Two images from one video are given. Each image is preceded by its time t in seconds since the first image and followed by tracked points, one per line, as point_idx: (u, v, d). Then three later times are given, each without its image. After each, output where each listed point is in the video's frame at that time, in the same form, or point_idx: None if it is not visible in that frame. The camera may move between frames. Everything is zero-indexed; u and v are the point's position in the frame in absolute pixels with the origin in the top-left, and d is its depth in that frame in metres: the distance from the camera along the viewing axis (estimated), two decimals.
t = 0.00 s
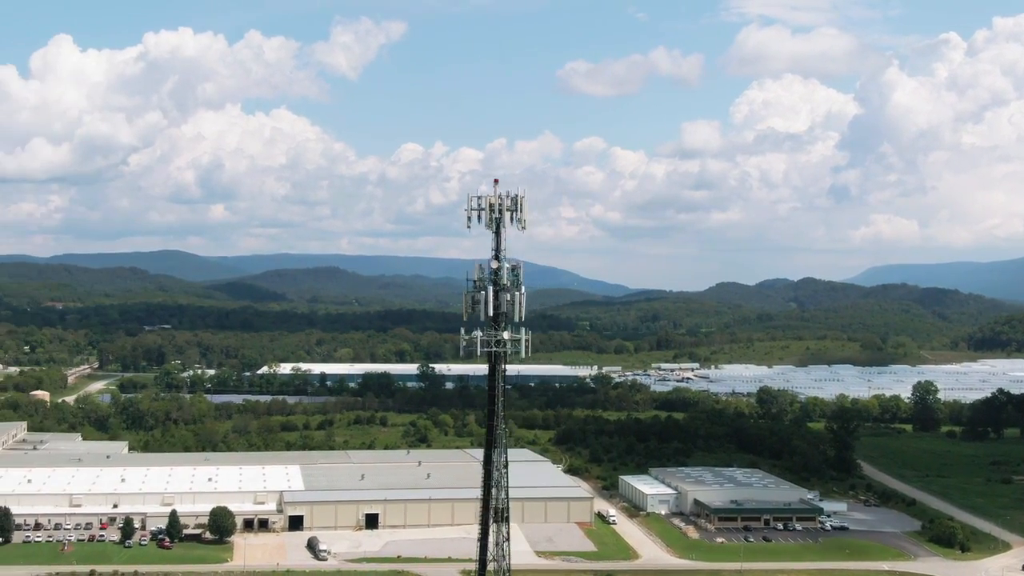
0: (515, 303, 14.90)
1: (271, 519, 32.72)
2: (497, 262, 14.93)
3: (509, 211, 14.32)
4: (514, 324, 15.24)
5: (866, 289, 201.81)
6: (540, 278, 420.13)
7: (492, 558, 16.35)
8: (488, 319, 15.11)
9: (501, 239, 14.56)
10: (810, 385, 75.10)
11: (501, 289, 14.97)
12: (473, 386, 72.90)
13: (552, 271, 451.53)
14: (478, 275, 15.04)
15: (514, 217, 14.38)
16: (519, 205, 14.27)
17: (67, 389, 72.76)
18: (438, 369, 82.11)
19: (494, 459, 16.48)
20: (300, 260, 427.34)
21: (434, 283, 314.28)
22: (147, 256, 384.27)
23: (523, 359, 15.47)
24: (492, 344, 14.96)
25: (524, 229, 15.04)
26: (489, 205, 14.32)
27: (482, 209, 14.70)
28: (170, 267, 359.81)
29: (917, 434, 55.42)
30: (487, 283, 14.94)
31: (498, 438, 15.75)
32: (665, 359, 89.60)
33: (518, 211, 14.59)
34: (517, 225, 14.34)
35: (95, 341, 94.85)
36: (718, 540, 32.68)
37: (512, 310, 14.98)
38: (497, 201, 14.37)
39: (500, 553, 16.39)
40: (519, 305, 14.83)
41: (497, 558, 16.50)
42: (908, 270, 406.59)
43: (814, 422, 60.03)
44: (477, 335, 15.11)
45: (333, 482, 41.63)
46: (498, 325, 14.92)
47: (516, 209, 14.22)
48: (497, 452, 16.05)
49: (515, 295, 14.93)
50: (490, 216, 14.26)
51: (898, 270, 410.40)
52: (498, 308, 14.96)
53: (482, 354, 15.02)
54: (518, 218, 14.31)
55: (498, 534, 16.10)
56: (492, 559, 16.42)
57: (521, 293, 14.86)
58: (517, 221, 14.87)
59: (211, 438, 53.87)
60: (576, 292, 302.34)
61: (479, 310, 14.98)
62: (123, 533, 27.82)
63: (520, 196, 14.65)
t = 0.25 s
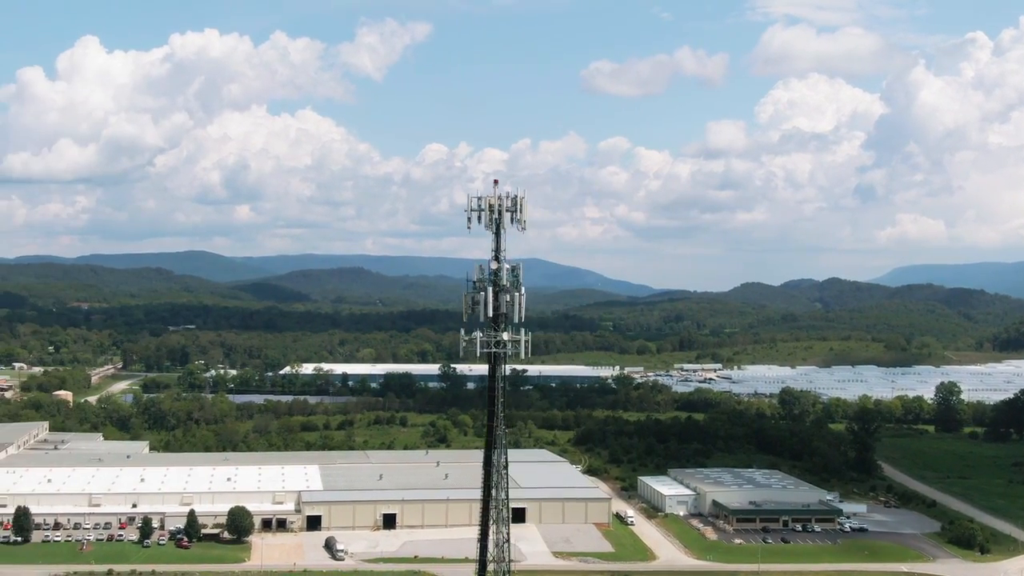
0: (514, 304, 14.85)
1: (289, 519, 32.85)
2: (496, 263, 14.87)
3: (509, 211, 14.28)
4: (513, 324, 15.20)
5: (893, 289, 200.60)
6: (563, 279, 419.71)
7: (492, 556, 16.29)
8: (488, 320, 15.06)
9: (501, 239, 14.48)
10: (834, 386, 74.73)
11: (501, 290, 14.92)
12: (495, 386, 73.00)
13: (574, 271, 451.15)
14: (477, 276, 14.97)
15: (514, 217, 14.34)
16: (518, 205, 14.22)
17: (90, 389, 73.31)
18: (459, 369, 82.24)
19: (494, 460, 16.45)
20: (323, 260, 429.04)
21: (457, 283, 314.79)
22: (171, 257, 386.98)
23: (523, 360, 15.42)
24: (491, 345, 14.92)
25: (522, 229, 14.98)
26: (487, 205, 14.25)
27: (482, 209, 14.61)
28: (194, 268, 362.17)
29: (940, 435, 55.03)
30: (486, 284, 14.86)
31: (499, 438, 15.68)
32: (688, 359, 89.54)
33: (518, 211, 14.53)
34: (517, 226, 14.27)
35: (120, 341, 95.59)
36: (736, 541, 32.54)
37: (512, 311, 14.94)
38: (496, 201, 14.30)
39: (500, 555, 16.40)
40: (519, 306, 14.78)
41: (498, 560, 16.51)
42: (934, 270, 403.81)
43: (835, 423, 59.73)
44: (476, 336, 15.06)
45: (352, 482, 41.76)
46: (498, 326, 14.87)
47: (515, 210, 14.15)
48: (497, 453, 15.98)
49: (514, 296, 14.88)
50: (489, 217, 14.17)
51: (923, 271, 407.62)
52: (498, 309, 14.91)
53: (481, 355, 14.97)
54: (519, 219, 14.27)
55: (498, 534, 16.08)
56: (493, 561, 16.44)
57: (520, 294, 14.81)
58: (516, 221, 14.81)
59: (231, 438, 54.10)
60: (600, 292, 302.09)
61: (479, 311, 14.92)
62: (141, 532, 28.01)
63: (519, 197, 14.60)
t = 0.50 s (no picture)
0: (514, 305, 14.86)
1: (307, 519, 32.96)
2: (497, 264, 14.88)
3: (510, 212, 14.29)
4: (513, 325, 15.23)
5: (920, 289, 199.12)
6: (585, 279, 419.09)
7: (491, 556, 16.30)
8: (489, 320, 15.07)
9: (501, 239, 14.48)
10: (857, 387, 74.34)
11: (501, 290, 14.92)
12: (517, 386, 73.12)
13: (596, 271, 450.44)
14: (478, 276, 14.98)
15: (515, 217, 14.37)
16: (519, 206, 14.23)
17: (114, 389, 73.78)
18: (481, 369, 82.32)
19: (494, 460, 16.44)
20: (345, 259, 430.45)
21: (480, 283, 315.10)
22: (197, 257, 389.52)
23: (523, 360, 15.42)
24: (491, 345, 14.94)
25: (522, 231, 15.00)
26: (487, 206, 14.25)
27: (483, 210, 14.63)
28: (218, 268, 364.23)
29: (962, 436, 54.53)
30: (486, 285, 14.86)
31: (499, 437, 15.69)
32: (711, 359, 89.62)
33: (518, 211, 14.54)
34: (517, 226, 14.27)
35: (144, 341, 96.21)
36: (753, 542, 32.37)
37: (512, 312, 14.95)
38: (496, 202, 14.31)
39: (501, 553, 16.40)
40: (519, 307, 14.78)
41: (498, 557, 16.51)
42: (961, 270, 401.07)
43: (857, 424, 59.38)
44: (475, 336, 15.09)
45: (370, 482, 41.86)
46: (498, 326, 14.88)
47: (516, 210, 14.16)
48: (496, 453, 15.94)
49: (514, 297, 14.88)
50: (489, 218, 14.17)
51: (950, 270, 404.73)
52: (498, 309, 14.94)
53: (481, 355, 14.99)
54: (519, 219, 14.28)
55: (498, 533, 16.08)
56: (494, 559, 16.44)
57: (520, 295, 14.80)
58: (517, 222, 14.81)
59: (251, 438, 54.29)
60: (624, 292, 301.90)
61: (479, 311, 14.93)
62: (160, 532, 28.22)
63: (519, 198, 14.62)
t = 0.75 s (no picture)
0: (514, 306, 14.86)
1: (325, 519, 33.06)
2: (497, 265, 14.84)
3: (509, 213, 14.22)
4: (513, 325, 15.23)
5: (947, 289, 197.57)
6: (607, 279, 418.25)
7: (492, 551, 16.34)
8: (488, 320, 15.06)
9: (501, 241, 14.44)
10: (880, 388, 73.87)
11: (500, 291, 14.92)
12: (538, 386, 73.09)
13: (618, 271, 449.51)
14: (478, 277, 14.94)
15: (515, 219, 14.30)
16: (519, 208, 14.18)
17: (137, 389, 74.23)
18: (502, 369, 82.31)
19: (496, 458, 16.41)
20: (367, 258, 431.60)
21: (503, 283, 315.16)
22: (221, 257, 391.81)
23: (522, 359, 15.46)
24: (491, 345, 14.96)
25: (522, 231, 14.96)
26: (487, 208, 14.21)
27: (483, 211, 14.54)
28: (241, 268, 366.11)
29: (985, 437, 54.09)
30: (486, 286, 14.84)
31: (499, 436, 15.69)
32: (734, 360, 89.45)
33: (517, 213, 14.49)
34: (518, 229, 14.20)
35: (168, 341, 96.78)
36: (772, 543, 32.22)
37: (511, 313, 14.94)
38: (496, 203, 14.25)
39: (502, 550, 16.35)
40: (518, 307, 14.77)
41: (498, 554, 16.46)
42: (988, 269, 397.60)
43: (878, 424, 59.04)
44: (475, 336, 15.10)
45: (389, 482, 41.94)
46: (498, 327, 14.88)
47: (516, 214, 14.09)
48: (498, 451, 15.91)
49: (514, 298, 14.87)
50: (489, 219, 14.12)
51: (977, 270, 401.21)
52: (497, 310, 14.92)
53: (481, 355, 15.01)
54: (519, 221, 14.22)
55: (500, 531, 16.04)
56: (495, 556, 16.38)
57: (520, 296, 14.79)
58: (516, 223, 14.77)
59: (272, 438, 54.49)
60: (648, 292, 301.18)
61: (478, 312, 14.91)
62: (178, 531, 28.39)
63: (519, 199, 14.58)
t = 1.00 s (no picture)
0: (514, 308, 13.80)
1: (343, 519, 33.17)
2: (496, 265, 13.69)
3: (509, 215, 13.07)
4: (513, 327, 14.17)
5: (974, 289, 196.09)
6: (629, 279, 417.68)
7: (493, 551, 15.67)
8: (488, 322, 13.99)
9: (500, 242, 13.27)
10: (903, 389, 73.41)
11: (500, 292, 13.85)
12: (559, 386, 73.18)
13: (640, 271, 448.85)
14: (476, 277, 13.81)
15: (515, 223, 13.13)
16: (520, 208, 13.01)
17: (159, 389, 74.75)
18: (523, 370, 82.36)
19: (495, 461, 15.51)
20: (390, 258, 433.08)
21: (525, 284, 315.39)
22: (245, 258, 394.15)
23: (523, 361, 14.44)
24: (491, 350, 13.90)
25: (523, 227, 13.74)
26: (485, 208, 13.05)
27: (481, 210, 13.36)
28: (265, 269, 368.33)
29: (1009, 438, 53.59)
30: (485, 288, 13.73)
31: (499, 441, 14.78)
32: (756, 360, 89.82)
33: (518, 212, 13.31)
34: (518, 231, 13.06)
35: (192, 340, 97.48)
36: (790, 545, 32.04)
37: (511, 315, 13.89)
38: (494, 203, 13.06)
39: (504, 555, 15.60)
40: (518, 311, 13.71)
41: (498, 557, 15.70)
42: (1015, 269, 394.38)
43: (900, 425, 58.68)
44: (472, 339, 14.03)
45: (407, 482, 42.03)
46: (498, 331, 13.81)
47: (517, 215, 12.94)
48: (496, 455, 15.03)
49: (514, 299, 13.79)
50: (488, 222, 13.01)
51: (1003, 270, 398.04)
52: (497, 312, 13.86)
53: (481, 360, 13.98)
54: (521, 224, 13.07)
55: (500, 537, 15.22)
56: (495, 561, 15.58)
57: (520, 298, 13.69)
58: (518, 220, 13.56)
59: (292, 438, 54.70)
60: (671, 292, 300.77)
61: (477, 315, 13.79)
62: (196, 531, 28.56)
63: (521, 196, 13.36)
